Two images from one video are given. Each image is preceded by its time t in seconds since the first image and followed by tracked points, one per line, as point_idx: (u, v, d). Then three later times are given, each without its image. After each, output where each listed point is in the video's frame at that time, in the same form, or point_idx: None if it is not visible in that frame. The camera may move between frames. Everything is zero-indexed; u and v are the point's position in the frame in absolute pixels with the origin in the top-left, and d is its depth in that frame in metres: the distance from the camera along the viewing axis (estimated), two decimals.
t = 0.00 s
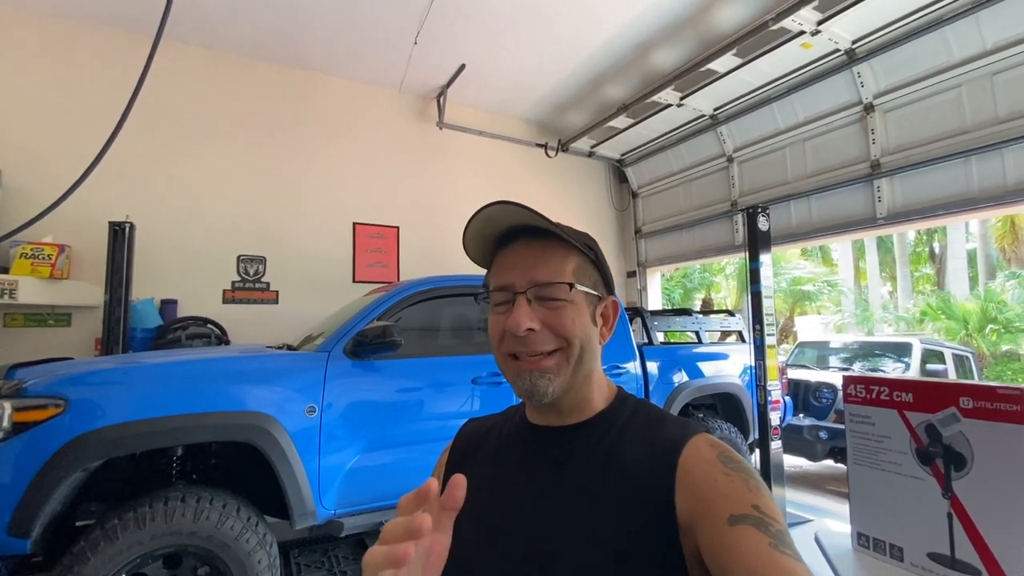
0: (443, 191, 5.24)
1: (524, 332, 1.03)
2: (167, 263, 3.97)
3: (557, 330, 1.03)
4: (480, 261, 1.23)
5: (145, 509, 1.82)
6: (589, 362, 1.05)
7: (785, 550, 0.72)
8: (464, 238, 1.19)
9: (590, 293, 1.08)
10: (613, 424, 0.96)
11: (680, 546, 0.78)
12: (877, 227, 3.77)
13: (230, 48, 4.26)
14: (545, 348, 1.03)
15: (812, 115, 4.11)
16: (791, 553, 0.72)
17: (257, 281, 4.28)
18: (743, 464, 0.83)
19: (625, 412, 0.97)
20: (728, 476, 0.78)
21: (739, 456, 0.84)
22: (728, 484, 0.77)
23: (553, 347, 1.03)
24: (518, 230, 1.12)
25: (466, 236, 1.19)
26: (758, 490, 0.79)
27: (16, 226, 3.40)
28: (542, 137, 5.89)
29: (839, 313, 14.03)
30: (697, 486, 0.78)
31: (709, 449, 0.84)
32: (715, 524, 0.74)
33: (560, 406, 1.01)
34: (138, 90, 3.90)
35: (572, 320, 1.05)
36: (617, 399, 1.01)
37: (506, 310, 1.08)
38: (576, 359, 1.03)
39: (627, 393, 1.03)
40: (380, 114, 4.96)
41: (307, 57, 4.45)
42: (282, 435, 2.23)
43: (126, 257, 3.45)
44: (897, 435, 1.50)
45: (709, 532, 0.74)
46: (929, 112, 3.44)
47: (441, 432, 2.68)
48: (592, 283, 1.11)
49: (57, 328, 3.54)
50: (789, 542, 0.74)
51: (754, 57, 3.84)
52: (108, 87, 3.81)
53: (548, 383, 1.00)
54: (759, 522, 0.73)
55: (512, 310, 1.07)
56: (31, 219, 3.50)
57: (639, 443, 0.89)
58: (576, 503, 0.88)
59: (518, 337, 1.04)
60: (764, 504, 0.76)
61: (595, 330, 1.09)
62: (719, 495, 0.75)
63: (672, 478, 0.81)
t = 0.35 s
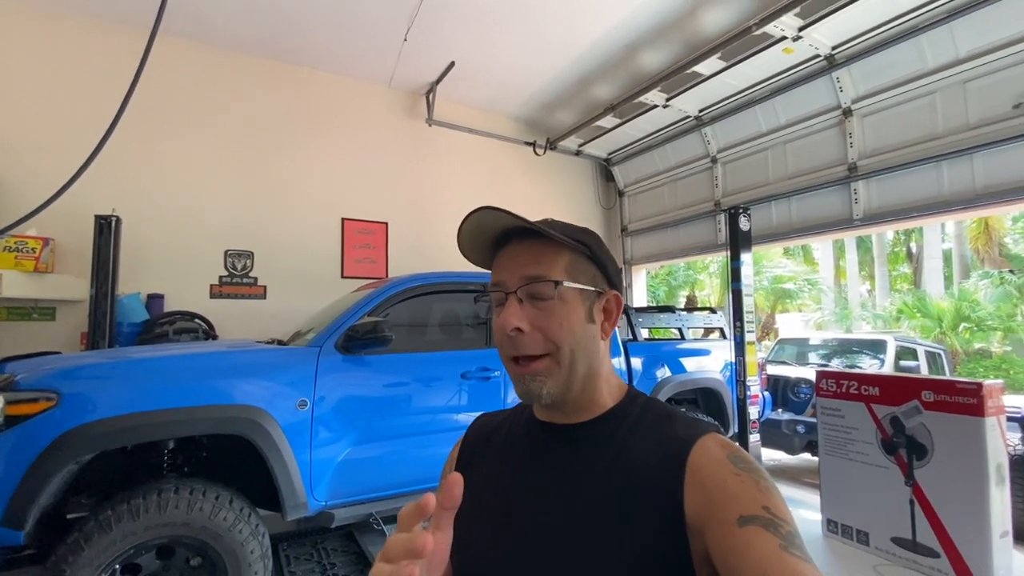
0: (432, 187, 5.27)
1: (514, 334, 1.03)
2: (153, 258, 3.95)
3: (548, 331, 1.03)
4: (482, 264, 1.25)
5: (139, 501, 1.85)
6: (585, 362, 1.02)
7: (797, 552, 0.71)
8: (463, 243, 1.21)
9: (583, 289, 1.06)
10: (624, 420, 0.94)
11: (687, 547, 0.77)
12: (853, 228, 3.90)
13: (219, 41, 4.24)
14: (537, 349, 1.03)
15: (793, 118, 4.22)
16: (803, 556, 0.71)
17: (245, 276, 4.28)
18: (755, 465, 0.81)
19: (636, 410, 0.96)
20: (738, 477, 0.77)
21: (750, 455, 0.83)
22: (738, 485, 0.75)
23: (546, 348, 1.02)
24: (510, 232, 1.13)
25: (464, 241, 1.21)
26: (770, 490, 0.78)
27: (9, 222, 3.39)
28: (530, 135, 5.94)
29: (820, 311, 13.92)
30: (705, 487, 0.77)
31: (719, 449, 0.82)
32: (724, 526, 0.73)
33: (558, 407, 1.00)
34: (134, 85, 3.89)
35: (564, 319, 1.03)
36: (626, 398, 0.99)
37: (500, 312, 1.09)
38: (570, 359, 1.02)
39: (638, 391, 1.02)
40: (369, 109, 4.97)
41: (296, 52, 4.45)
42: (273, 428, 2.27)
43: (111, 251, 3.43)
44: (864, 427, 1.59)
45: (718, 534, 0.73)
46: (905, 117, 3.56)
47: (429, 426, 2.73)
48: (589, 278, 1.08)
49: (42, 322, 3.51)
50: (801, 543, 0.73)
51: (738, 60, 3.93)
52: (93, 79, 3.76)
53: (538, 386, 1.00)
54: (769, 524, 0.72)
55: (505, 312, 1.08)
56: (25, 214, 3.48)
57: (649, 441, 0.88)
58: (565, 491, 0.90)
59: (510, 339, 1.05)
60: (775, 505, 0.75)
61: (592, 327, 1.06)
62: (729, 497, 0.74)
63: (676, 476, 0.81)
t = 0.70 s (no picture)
0: (421, 184, 5.31)
1: (551, 339, 1.06)
2: (139, 253, 3.92)
3: (585, 341, 1.06)
4: (512, 261, 1.27)
5: (132, 495, 1.88)
6: (613, 374, 1.07)
7: (811, 563, 0.75)
8: (500, 237, 1.22)
9: (620, 305, 1.10)
10: (637, 431, 0.99)
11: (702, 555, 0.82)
12: (831, 229, 4.02)
13: (205, 34, 4.20)
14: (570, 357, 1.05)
15: (774, 121, 4.33)
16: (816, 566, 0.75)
17: (233, 272, 4.28)
18: (768, 477, 0.86)
19: (649, 420, 1.01)
20: (752, 489, 0.82)
21: (762, 467, 0.88)
22: (754, 498, 0.80)
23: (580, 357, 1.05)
24: (554, 234, 1.16)
25: (501, 235, 1.22)
26: (784, 502, 0.82)
27: (7, 218, 3.38)
28: (518, 133, 6.00)
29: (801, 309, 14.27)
30: (720, 498, 0.82)
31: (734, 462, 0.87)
32: (738, 536, 0.78)
33: (583, 417, 1.04)
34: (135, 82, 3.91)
35: (600, 331, 1.07)
36: (641, 407, 1.04)
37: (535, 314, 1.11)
38: (601, 371, 1.05)
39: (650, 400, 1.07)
40: (359, 106, 4.98)
41: (284, 47, 4.43)
42: (264, 424, 2.31)
43: (97, 246, 3.41)
44: (833, 421, 1.68)
45: (732, 543, 0.78)
46: (881, 122, 3.68)
47: (418, 421, 2.79)
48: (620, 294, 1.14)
49: (25, 317, 3.49)
50: (814, 554, 0.77)
51: (722, 63, 4.02)
52: (77, 72, 3.71)
53: (572, 394, 1.03)
54: (784, 535, 0.77)
55: (541, 315, 1.10)
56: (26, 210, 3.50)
57: (663, 451, 0.93)
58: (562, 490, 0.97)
59: (545, 344, 1.07)
60: (789, 517, 0.80)
61: (621, 341, 1.11)
62: (743, 509, 0.79)
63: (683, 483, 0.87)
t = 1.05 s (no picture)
0: (405, 178, 5.32)
1: (537, 333, 0.98)
2: (118, 244, 3.88)
3: (572, 333, 0.97)
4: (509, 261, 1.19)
5: (117, 485, 1.91)
6: (608, 367, 0.97)
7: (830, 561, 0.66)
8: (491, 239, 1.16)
9: (612, 295, 0.99)
10: (646, 427, 0.89)
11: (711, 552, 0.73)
12: (802, 227, 4.17)
13: (186, 24, 4.16)
14: (558, 352, 0.97)
15: (749, 122, 4.46)
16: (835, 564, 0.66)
17: (214, 264, 4.25)
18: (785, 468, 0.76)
19: (660, 413, 0.91)
20: (765, 481, 0.72)
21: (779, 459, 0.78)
22: (766, 489, 0.71)
23: (569, 350, 0.97)
24: (540, 229, 1.08)
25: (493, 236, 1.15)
26: (801, 496, 0.72)
27: None
28: (502, 128, 6.03)
29: (778, 304, 14.36)
30: (730, 490, 0.73)
31: (746, 453, 0.77)
32: (750, 531, 0.69)
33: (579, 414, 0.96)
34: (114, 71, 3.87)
35: (590, 322, 0.97)
36: (652, 402, 0.93)
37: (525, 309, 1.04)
38: (593, 364, 0.96)
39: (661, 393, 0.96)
40: (342, 99, 4.96)
41: (267, 39, 4.40)
42: (248, 414, 2.34)
43: (75, 237, 3.38)
44: (794, 409, 1.78)
45: (746, 540, 0.69)
46: (851, 125, 3.82)
47: (400, 412, 2.84)
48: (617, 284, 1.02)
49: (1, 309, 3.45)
50: (832, 552, 0.68)
51: (700, 65, 4.13)
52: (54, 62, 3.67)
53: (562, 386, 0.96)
54: (797, 530, 0.68)
55: (529, 310, 1.03)
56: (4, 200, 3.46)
57: (671, 445, 0.83)
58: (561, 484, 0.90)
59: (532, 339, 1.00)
60: (805, 511, 0.70)
61: (619, 332, 1.00)
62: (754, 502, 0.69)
63: (692, 473, 0.77)
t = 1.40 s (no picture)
0: (384, 177, 5.32)
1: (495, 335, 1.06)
2: (90, 245, 3.81)
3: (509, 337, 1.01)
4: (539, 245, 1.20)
5: (97, 486, 1.91)
6: (547, 366, 0.97)
7: (824, 556, 0.65)
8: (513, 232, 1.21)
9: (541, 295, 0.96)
10: (644, 417, 0.86)
11: (704, 550, 0.71)
12: (773, 224, 4.30)
13: (158, 21, 4.09)
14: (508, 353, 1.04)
15: (720, 122, 4.59)
16: (829, 560, 0.65)
17: (190, 264, 4.20)
18: (779, 464, 0.72)
19: (658, 404, 0.87)
20: (760, 479, 0.69)
21: (774, 453, 0.74)
22: (760, 489, 0.67)
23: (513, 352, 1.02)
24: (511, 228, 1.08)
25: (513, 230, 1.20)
26: (796, 492, 0.69)
27: None
28: (481, 127, 6.07)
29: (752, 298, 14.96)
30: (725, 489, 0.70)
31: (740, 450, 0.73)
32: (745, 532, 0.66)
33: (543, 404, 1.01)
34: (83, 68, 3.79)
35: (523, 327, 0.99)
36: (654, 392, 0.90)
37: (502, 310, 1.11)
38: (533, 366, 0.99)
39: (665, 385, 0.92)
40: (319, 98, 4.94)
41: (242, 36, 4.36)
42: (228, 415, 2.34)
43: (45, 237, 3.31)
44: (760, 398, 1.87)
45: (742, 540, 0.67)
46: (816, 126, 3.97)
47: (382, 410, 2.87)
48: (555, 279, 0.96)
49: None
50: (826, 546, 0.67)
51: (674, 66, 4.24)
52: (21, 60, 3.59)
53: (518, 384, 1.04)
54: (793, 527, 0.66)
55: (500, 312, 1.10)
56: None
57: (669, 437, 0.80)
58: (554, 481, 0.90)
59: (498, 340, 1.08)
60: (799, 507, 0.68)
61: (557, 332, 0.95)
62: (748, 500, 0.67)
63: (683, 466, 0.75)
